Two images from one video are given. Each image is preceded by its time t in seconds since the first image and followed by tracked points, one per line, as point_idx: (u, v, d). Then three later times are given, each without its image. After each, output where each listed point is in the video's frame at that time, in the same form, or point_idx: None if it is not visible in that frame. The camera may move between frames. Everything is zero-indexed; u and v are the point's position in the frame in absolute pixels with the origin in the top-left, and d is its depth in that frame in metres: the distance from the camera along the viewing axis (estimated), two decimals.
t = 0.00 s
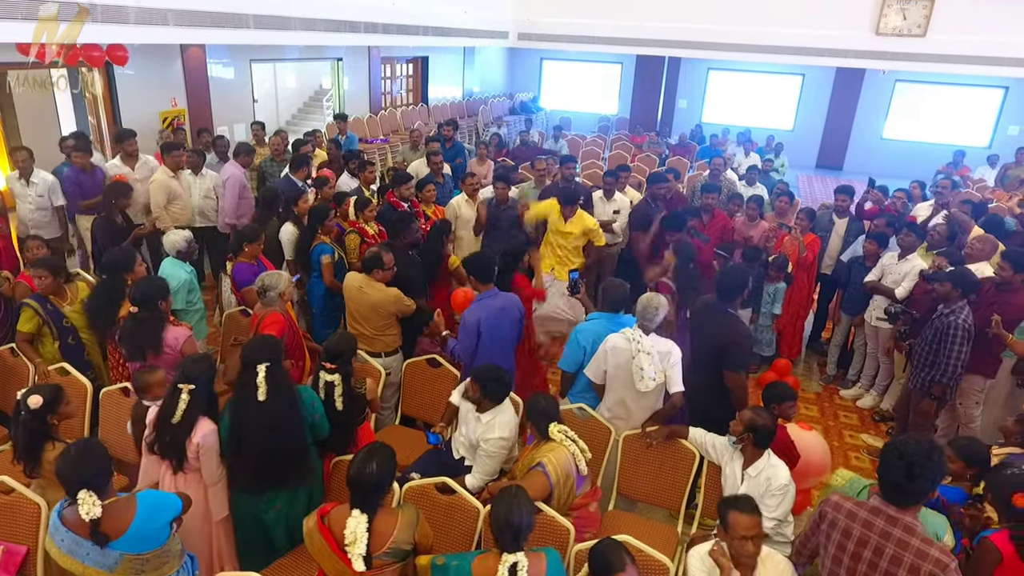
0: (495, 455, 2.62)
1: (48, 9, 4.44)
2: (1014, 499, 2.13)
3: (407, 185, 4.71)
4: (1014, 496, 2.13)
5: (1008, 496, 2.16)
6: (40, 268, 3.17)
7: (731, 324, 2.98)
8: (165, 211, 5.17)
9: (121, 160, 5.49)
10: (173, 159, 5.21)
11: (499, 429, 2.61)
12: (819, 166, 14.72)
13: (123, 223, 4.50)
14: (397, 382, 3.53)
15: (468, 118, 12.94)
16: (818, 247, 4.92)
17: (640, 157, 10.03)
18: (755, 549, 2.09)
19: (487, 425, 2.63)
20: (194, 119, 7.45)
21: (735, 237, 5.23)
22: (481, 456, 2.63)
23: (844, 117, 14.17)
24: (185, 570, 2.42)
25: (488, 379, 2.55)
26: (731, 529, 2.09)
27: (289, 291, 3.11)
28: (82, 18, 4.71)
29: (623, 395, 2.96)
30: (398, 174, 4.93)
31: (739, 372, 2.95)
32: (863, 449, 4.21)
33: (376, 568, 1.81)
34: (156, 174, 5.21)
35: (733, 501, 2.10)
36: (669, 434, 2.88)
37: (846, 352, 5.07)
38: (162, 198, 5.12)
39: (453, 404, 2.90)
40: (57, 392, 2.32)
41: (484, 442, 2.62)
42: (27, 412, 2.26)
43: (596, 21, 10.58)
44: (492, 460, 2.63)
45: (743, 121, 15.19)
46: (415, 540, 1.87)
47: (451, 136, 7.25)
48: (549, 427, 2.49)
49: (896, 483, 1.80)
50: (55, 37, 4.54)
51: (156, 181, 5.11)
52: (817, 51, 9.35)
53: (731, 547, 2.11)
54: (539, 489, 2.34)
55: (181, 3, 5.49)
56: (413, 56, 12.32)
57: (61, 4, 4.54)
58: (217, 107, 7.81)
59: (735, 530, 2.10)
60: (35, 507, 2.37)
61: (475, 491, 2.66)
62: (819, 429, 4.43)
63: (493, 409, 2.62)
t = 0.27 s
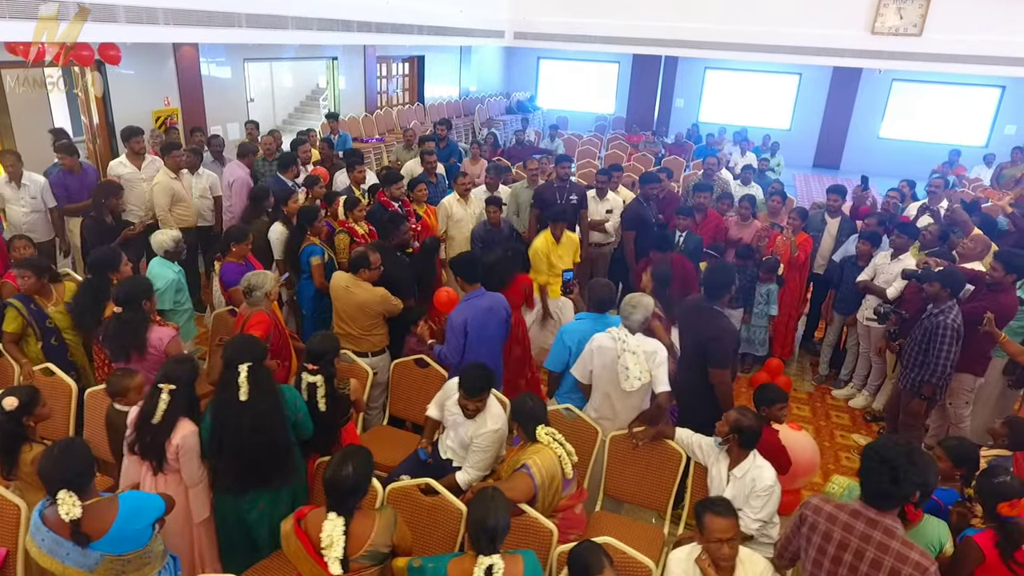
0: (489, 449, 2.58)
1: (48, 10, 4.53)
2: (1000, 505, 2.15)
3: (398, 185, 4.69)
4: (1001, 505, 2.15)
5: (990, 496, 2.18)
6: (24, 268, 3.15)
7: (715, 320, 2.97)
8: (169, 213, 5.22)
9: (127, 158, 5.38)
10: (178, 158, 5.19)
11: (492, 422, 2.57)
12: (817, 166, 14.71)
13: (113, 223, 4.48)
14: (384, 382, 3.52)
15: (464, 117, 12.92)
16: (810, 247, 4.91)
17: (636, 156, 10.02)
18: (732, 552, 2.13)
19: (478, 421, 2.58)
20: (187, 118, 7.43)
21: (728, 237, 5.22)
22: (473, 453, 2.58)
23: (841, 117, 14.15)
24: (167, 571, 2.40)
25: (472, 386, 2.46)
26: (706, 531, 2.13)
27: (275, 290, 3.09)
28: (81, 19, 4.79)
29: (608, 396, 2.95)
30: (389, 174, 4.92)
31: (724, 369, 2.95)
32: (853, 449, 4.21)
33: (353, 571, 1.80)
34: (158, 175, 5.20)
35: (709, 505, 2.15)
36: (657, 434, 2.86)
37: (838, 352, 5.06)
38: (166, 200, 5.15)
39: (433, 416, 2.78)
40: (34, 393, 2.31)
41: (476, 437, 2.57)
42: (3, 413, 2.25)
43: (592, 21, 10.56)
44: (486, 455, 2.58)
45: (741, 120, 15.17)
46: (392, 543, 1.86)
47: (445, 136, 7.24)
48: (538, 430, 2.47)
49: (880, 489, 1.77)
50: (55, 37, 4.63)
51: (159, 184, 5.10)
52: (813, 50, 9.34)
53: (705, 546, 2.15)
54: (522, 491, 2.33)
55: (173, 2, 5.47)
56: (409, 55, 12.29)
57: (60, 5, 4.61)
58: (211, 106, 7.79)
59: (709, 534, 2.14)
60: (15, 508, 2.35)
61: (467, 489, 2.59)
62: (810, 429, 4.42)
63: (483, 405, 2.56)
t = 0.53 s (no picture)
0: (478, 437, 2.61)
1: (48, 9, 4.64)
2: (972, 514, 2.17)
3: (387, 183, 4.68)
4: (970, 513, 2.16)
5: (961, 503, 2.19)
6: (7, 267, 3.14)
7: (700, 319, 2.96)
8: (171, 213, 5.20)
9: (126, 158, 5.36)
10: (174, 156, 5.16)
11: (475, 410, 2.60)
12: (814, 164, 14.67)
13: (101, 221, 4.45)
14: (369, 380, 3.51)
15: (461, 116, 12.91)
16: (801, 246, 4.89)
17: (632, 155, 10.01)
18: (710, 559, 2.12)
19: (462, 413, 2.60)
20: (180, 117, 7.41)
21: (720, 236, 5.20)
22: (465, 443, 2.60)
23: (839, 115, 14.12)
24: (145, 571, 2.39)
25: (454, 384, 2.45)
26: (684, 539, 2.12)
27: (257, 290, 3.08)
28: (80, 21, 4.90)
29: (586, 395, 2.94)
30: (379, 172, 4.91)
31: (710, 368, 2.94)
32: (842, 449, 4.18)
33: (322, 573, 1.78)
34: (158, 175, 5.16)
35: (686, 510, 2.14)
36: (640, 435, 2.85)
37: (830, 352, 5.03)
38: (168, 199, 5.13)
39: (411, 425, 2.76)
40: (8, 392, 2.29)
41: (463, 428, 2.59)
42: None
43: (588, 18, 10.53)
44: (478, 443, 2.62)
45: (739, 119, 15.14)
46: (363, 544, 1.84)
47: (438, 134, 7.23)
48: (525, 432, 2.44)
49: (854, 491, 1.74)
50: (54, 37, 4.73)
51: (160, 184, 5.09)
52: (809, 48, 9.32)
53: (684, 555, 2.14)
54: (503, 492, 2.32)
55: None
56: (405, 53, 12.28)
57: (60, 5, 4.73)
58: (204, 104, 7.78)
59: (686, 543, 2.12)
60: None
61: (464, 480, 2.62)
62: (800, 429, 4.39)
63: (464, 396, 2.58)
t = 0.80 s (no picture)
0: (463, 432, 2.59)
1: (49, 10, 4.89)
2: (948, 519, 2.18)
3: (376, 182, 4.66)
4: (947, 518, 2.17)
5: (938, 508, 2.21)
6: None
7: (683, 320, 2.91)
8: (169, 212, 5.20)
9: (123, 159, 5.35)
10: (174, 155, 5.15)
11: (457, 406, 2.59)
12: (813, 164, 14.63)
13: (88, 220, 4.44)
14: (354, 380, 3.50)
15: (458, 115, 12.89)
16: (792, 246, 4.86)
17: (628, 154, 9.98)
18: (690, 565, 2.07)
19: (444, 411, 2.59)
20: (173, 116, 7.40)
21: (711, 235, 5.17)
22: (449, 439, 2.58)
23: (837, 114, 14.09)
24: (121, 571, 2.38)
25: (432, 382, 2.44)
26: (664, 544, 2.07)
27: (239, 289, 3.06)
28: (79, 21, 5.17)
29: (569, 394, 2.92)
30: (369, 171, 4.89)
31: (696, 369, 2.88)
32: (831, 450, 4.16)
33: None
34: (157, 174, 5.17)
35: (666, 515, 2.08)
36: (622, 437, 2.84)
37: (821, 352, 5.01)
38: (166, 198, 5.13)
39: (392, 430, 2.76)
40: None
41: (447, 424, 2.58)
42: None
43: (585, 17, 10.51)
44: (463, 438, 2.59)
45: (737, 118, 15.11)
46: (334, 546, 1.83)
47: (432, 133, 7.22)
48: (508, 433, 2.45)
49: (828, 495, 1.71)
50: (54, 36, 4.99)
51: (159, 182, 5.10)
52: (805, 47, 9.29)
53: (664, 561, 2.09)
54: (483, 495, 2.31)
55: None
56: (402, 52, 12.26)
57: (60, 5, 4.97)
58: (198, 103, 7.78)
59: (665, 548, 2.08)
60: None
61: (453, 477, 2.59)
62: (790, 429, 4.37)
63: (444, 393, 2.58)
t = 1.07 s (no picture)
0: (440, 434, 2.56)
1: (49, 9, 4.99)
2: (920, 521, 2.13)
3: (362, 182, 4.63)
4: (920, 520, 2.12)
5: (911, 509, 2.15)
6: None
7: (661, 322, 2.88)
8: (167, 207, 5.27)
9: (124, 159, 5.44)
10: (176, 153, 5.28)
11: (434, 408, 2.55)
12: (812, 163, 14.58)
13: (73, 220, 4.42)
14: (334, 380, 3.48)
15: (455, 114, 12.87)
16: (781, 245, 4.82)
17: (625, 153, 9.95)
18: (662, 562, 2.00)
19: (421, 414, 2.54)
20: (166, 115, 7.40)
21: (701, 234, 5.13)
22: (426, 441, 2.54)
23: (836, 113, 14.04)
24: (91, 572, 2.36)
25: (408, 385, 2.39)
26: (638, 541, 1.99)
27: (214, 289, 3.03)
28: (80, 20, 5.26)
29: (546, 395, 2.90)
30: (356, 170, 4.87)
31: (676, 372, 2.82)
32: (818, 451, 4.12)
33: None
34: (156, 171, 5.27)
35: (645, 511, 2.01)
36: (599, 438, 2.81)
37: (811, 352, 4.98)
38: (164, 193, 5.21)
39: (367, 435, 2.70)
40: None
41: (424, 426, 2.54)
42: None
43: (581, 16, 10.49)
44: (441, 439, 2.56)
45: (736, 117, 15.07)
46: (294, 549, 1.82)
47: (425, 132, 7.20)
48: (487, 439, 2.43)
49: (791, 498, 1.68)
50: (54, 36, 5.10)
51: (158, 177, 5.19)
52: (801, 46, 9.25)
53: (637, 558, 2.01)
54: (455, 498, 2.29)
55: None
56: (398, 51, 12.26)
57: (60, 5, 5.08)
58: (191, 102, 7.77)
59: (640, 545, 2.00)
60: None
61: (430, 479, 2.55)
62: (777, 430, 4.34)
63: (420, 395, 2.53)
